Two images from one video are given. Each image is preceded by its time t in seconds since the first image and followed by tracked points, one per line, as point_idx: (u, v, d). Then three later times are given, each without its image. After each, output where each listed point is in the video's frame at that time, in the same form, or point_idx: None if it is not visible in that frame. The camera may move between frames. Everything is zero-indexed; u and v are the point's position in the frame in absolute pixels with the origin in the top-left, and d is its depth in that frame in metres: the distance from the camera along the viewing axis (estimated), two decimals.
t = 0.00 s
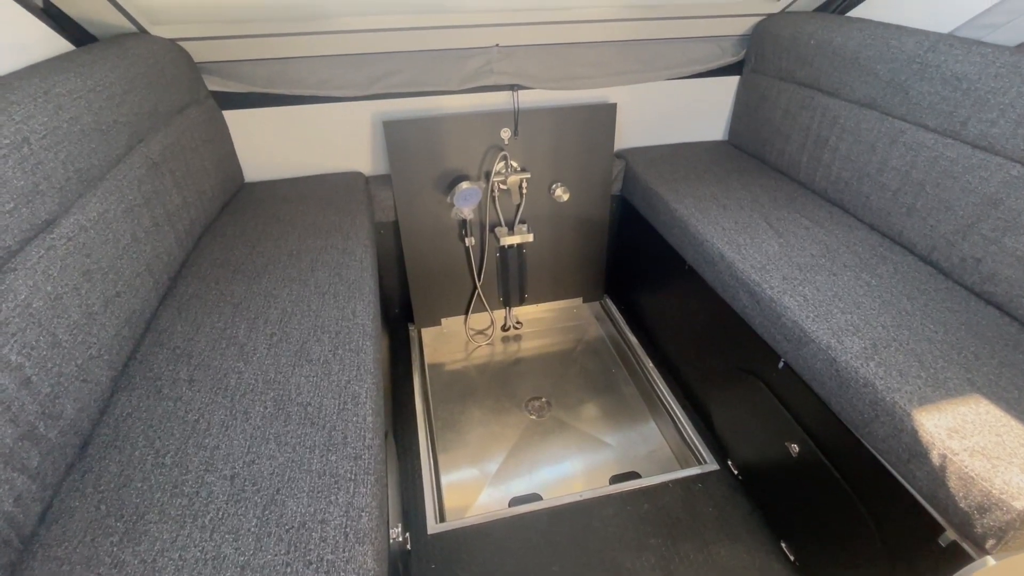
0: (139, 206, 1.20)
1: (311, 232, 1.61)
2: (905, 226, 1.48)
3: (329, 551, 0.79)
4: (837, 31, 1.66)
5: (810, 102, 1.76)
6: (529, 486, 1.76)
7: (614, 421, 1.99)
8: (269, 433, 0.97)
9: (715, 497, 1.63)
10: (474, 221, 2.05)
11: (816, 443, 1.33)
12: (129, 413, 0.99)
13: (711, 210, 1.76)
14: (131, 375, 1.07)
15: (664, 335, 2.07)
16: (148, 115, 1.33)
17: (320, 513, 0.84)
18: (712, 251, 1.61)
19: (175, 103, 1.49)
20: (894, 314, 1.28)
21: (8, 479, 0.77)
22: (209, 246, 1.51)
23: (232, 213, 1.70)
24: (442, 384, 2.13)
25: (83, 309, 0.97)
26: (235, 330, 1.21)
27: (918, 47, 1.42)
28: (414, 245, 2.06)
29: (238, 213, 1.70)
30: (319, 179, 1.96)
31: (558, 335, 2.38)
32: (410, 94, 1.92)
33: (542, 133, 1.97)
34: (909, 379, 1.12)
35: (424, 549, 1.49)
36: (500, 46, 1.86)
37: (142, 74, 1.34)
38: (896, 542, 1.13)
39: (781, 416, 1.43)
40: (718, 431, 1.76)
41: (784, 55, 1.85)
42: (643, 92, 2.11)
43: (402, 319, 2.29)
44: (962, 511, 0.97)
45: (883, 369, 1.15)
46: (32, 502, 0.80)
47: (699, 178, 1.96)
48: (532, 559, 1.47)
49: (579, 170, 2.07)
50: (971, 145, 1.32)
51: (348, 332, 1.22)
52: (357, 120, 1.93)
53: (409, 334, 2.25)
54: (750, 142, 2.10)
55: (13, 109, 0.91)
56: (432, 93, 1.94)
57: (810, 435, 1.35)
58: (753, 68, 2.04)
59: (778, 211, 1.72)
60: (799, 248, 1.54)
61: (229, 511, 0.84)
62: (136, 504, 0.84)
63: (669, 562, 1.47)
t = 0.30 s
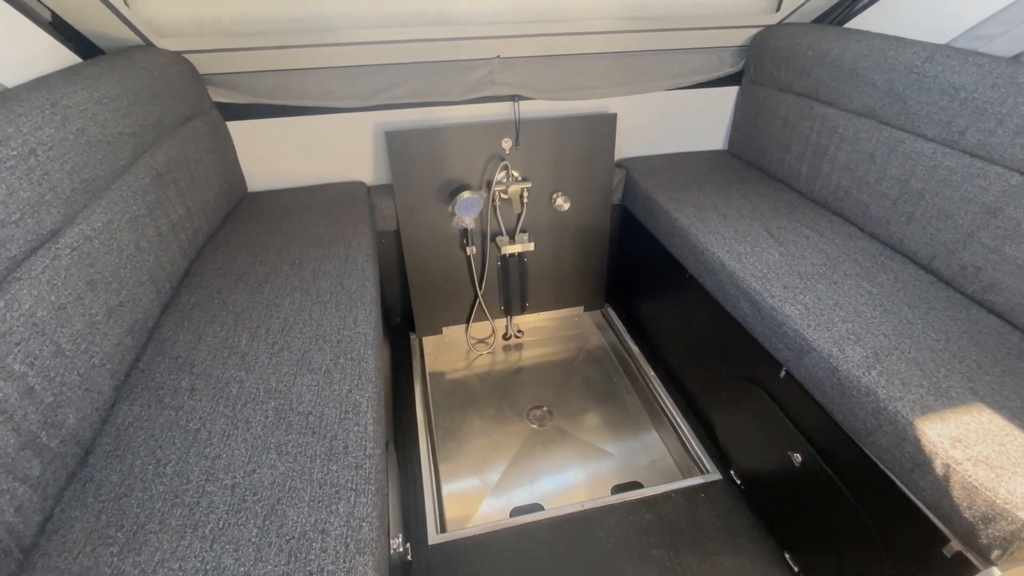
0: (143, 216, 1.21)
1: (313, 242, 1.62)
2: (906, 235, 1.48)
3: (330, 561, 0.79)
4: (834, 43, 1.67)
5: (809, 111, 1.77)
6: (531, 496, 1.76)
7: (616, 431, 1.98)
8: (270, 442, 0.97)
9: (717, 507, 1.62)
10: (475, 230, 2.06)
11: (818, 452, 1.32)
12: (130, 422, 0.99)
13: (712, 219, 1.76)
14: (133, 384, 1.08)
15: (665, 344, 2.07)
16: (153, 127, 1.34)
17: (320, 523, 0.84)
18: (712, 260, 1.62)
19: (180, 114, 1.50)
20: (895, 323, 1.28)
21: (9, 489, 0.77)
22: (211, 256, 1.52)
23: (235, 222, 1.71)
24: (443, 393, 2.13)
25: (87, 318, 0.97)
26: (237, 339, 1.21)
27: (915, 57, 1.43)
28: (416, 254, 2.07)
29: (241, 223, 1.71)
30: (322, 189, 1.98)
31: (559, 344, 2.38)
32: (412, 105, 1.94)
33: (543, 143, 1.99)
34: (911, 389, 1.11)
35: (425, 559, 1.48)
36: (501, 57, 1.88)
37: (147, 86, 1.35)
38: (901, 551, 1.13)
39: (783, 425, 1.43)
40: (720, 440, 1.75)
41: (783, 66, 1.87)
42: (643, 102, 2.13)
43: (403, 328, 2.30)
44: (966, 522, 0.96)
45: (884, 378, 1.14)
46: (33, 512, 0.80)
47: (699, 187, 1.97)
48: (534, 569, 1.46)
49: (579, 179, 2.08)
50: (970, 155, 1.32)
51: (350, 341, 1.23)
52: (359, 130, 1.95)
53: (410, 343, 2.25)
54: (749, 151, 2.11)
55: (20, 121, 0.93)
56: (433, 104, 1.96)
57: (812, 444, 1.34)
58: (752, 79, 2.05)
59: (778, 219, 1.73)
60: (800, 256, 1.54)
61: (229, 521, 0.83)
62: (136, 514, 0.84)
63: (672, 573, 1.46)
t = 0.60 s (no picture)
0: (150, 232, 1.23)
1: (317, 256, 1.63)
2: (904, 249, 1.50)
3: None
4: (829, 61, 1.70)
5: (805, 127, 1.79)
6: (533, 511, 1.75)
7: (618, 445, 1.98)
8: (273, 456, 0.98)
9: (720, 522, 1.61)
10: (477, 244, 2.08)
11: (820, 467, 1.32)
12: (134, 436, 1.00)
13: (711, 233, 1.78)
14: (137, 398, 1.08)
15: (666, 358, 2.07)
16: (161, 144, 1.37)
17: (323, 538, 0.84)
18: (712, 274, 1.63)
19: (188, 131, 1.53)
20: (895, 337, 1.29)
21: (15, 503, 0.78)
22: (216, 270, 1.53)
23: (240, 237, 1.73)
24: (445, 407, 2.12)
25: (94, 333, 0.98)
26: (240, 353, 1.22)
27: (909, 75, 1.46)
28: (418, 268, 2.08)
29: (245, 238, 1.73)
30: (325, 204, 2.00)
31: (561, 357, 2.38)
32: (415, 122, 1.97)
33: (544, 160, 2.02)
34: (912, 403, 1.12)
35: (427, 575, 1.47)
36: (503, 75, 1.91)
37: (156, 105, 1.38)
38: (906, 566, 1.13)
39: (784, 439, 1.43)
40: (722, 454, 1.74)
41: (779, 83, 1.90)
42: (642, 118, 2.16)
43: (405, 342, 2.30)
44: (969, 537, 0.96)
45: (885, 392, 1.15)
46: (37, 526, 0.80)
47: (699, 201, 1.99)
48: None
49: (580, 194, 2.10)
50: (965, 170, 1.34)
51: (352, 355, 1.24)
52: (363, 147, 1.98)
53: (412, 357, 2.26)
54: (748, 166, 2.13)
55: (34, 139, 0.95)
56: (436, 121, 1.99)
57: (814, 459, 1.34)
58: (749, 95, 2.08)
59: (777, 234, 1.74)
60: (799, 270, 1.56)
61: (232, 536, 0.84)
62: (140, 529, 0.84)
63: None
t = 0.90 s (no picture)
0: (160, 254, 1.26)
1: (321, 277, 1.66)
2: (899, 269, 1.52)
3: None
4: (821, 86, 1.75)
5: (799, 150, 1.84)
6: (534, 532, 1.74)
7: (619, 464, 1.97)
8: (277, 476, 0.99)
9: (722, 543, 1.61)
10: (479, 264, 2.11)
11: (821, 486, 1.33)
12: (140, 455, 1.01)
13: (709, 254, 1.81)
14: (143, 417, 1.10)
15: (667, 377, 2.08)
16: (172, 169, 1.41)
17: (325, 557, 0.85)
18: (710, 294, 1.65)
19: (198, 156, 1.57)
20: (891, 356, 1.30)
21: (24, 521, 0.79)
22: (222, 290, 1.56)
23: (246, 258, 1.76)
24: (446, 427, 2.13)
25: (104, 353, 1.01)
26: (245, 373, 1.24)
27: (897, 101, 1.51)
28: (420, 288, 2.11)
29: (251, 259, 1.76)
30: (330, 225, 2.04)
31: (562, 376, 2.39)
32: (418, 145, 2.02)
33: (544, 182, 2.06)
34: (909, 422, 1.13)
35: None
36: (504, 101, 1.97)
37: (168, 131, 1.42)
38: None
39: (785, 459, 1.44)
40: (724, 474, 1.75)
41: (773, 108, 1.95)
42: (640, 141, 2.21)
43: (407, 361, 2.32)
44: (969, 557, 0.96)
45: (882, 411, 1.16)
46: (45, 545, 0.81)
47: (697, 222, 2.02)
48: None
49: (580, 215, 2.14)
50: (955, 193, 1.37)
51: (356, 375, 1.25)
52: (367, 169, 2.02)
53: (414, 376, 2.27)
54: (745, 187, 2.17)
55: (52, 166, 0.98)
56: (439, 145, 2.03)
57: (814, 479, 1.35)
58: (744, 119, 2.13)
59: (773, 254, 1.77)
60: (796, 290, 1.58)
61: (235, 555, 0.85)
62: (145, 547, 0.85)
63: None
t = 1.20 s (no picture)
0: (171, 284, 1.29)
1: (326, 304, 1.69)
2: (894, 296, 1.55)
3: None
4: (811, 120, 1.82)
5: (793, 181, 1.88)
6: (536, 562, 1.73)
7: (622, 492, 1.96)
8: (281, 503, 1.00)
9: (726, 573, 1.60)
10: (480, 291, 2.14)
11: (822, 515, 1.34)
12: (146, 483, 1.03)
13: (706, 281, 1.84)
14: (150, 445, 1.12)
15: (668, 403, 2.09)
16: (185, 201, 1.45)
17: None
18: (709, 321, 1.68)
19: (209, 188, 1.62)
20: (888, 383, 1.32)
21: (35, 549, 0.80)
22: (229, 318, 1.59)
23: (253, 286, 1.80)
24: (447, 454, 2.13)
25: (115, 381, 1.03)
26: (251, 400, 1.26)
27: (884, 135, 1.56)
28: (423, 315, 2.14)
29: (258, 287, 1.80)
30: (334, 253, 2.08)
31: (563, 403, 2.39)
32: (423, 177, 2.08)
33: (545, 212, 2.11)
34: (906, 449, 1.14)
35: None
36: (505, 134, 2.03)
37: (183, 165, 1.47)
38: None
39: (786, 486, 1.44)
40: (727, 502, 1.74)
41: (766, 140, 2.01)
42: (638, 172, 2.26)
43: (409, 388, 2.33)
44: None
45: (880, 438, 1.18)
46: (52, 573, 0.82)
47: (694, 250, 2.06)
48: None
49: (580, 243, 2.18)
50: (944, 223, 1.41)
51: (359, 402, 1.27)
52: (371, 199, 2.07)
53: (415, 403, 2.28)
54: (741, 216, 2.22)
55: (74, 202, 1.03)
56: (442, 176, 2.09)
57: (816, 507, 1.35)
58: (738, 150, 2.19)
59: (770, 281, 1.80)
60: (792, 317, 1.61)
61: None
62: None
63: None
